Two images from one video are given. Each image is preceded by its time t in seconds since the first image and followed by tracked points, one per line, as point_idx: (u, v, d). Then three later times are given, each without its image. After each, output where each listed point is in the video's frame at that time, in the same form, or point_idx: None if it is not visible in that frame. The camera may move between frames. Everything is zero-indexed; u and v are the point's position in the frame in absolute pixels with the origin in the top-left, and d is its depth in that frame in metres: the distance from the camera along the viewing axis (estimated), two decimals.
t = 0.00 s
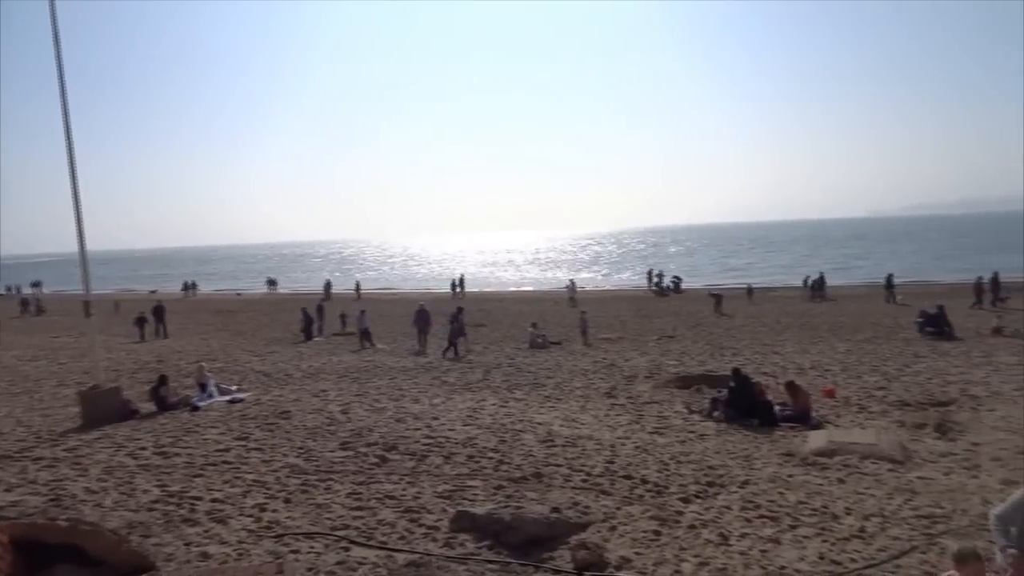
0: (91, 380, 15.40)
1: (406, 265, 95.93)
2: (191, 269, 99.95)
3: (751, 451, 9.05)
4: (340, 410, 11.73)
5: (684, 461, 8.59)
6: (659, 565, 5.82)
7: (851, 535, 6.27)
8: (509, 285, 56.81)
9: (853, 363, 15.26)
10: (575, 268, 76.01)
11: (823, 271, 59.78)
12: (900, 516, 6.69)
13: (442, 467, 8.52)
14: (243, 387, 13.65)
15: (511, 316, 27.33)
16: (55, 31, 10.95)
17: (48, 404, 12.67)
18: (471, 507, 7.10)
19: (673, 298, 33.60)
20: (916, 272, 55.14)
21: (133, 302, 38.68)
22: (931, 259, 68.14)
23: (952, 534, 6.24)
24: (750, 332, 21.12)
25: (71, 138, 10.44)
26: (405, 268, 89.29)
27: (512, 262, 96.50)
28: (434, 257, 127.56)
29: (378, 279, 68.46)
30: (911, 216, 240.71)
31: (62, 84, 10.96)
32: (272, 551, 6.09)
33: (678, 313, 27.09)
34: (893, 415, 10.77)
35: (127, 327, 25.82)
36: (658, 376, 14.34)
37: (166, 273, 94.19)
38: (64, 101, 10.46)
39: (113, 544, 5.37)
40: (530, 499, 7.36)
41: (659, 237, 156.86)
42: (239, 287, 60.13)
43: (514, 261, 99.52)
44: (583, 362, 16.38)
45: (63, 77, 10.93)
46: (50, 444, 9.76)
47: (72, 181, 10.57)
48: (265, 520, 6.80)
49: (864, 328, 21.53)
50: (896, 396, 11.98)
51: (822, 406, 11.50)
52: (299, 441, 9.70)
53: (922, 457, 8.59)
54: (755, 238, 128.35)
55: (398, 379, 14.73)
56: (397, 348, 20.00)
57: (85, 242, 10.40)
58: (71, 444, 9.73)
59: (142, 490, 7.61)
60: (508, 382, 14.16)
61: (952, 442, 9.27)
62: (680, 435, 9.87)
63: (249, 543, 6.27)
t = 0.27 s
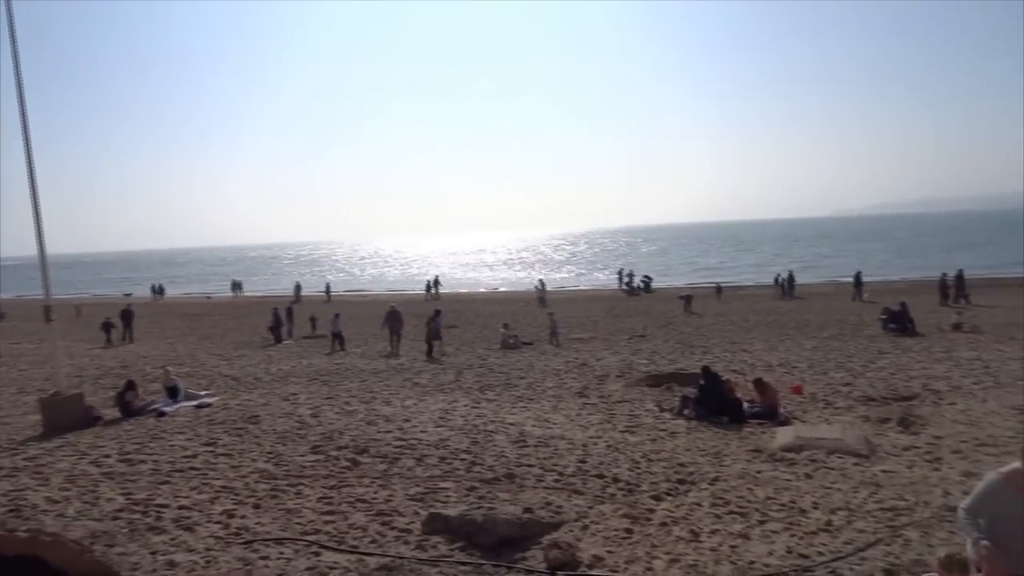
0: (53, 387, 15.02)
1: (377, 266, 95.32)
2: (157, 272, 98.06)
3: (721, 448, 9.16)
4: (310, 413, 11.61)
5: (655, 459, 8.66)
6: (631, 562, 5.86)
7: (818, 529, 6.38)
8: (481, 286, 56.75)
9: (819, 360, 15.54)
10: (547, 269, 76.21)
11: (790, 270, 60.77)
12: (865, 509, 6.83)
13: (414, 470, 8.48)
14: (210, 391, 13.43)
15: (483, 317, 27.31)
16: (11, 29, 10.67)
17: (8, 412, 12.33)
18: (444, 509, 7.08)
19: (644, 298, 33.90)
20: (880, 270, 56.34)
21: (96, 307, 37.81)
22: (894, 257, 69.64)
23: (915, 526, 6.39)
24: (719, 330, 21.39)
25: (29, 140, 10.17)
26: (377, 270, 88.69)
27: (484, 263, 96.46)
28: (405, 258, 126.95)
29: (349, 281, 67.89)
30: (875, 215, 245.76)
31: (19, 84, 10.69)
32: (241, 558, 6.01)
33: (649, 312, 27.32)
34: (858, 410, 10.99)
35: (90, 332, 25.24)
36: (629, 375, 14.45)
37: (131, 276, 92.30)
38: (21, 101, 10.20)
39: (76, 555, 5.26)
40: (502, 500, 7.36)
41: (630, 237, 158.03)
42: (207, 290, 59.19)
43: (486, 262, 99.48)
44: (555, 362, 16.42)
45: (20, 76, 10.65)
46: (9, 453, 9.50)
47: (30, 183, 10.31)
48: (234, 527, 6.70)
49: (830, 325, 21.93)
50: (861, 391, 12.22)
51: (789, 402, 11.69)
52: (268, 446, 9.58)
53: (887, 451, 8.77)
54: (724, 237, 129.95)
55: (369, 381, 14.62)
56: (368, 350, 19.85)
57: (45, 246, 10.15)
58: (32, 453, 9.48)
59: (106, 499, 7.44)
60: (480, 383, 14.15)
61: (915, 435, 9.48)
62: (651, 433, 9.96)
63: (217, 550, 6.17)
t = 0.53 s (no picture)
0: (19, 389, 14.68)
1: (353, 266, 94.69)
2: (127, 272, 96.36)
3: (695, 446, 9.24)
4: (284, 415, 11.49)
5: (631, 458, 8.70)
6: (606, 561, 5.88)
7: (790, 526, 6.46)
8: (458, 286, 56.63)
9: (792, 359, 15.75)
10: (523, 269, 76.33)
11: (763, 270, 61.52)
12: (836, 506, 6.93)
13: (389, 471, 8.44)
14: (182, 394, 13.22)
15: (459, 317, 27.25)
16: None
17: None
18: (420, 510, 7.05)
19: (620, 298, 34.11)
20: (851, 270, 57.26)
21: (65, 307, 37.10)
22: (864, 258, 70.82)
23: (884, 521, 6.50)
24: (694, 330, 21.58)
25: None
26: (352, 270, 88.09)
27: (460, 263, 96.32)
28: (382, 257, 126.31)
29: (324, 282, 67.34)
30: (846, 216, 249.95)
31: None
32: (213, 561, 5.93)
33: (625, 312, 27.49)
34: (829, 408, 11.16)
35: (58, 333, 24.74)
36: (605, 375, 14.51)
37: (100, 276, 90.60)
38: None
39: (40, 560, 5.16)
40: (478, 500, 7.35)
41: (607, 237, 158.82)
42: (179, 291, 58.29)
43: (462, 262, 99.31)
44: (531, 362, 16.43)
45: None
46: None
47: None
48: (206, 530, 6.60)
49: (802, 325, 22.23)
50: (832, 389, 12.41)
51: (763, 401, 11.83)
52: (241, 448, 9.46)
53: (857, 448, 8.92)
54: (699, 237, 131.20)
55: (344, 382, 14.51)
56: (343, 351, 19.70)
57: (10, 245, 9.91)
58: None
59: (73, 503, 7.29)
60: (457, 383, 14.11)
61: (885, 433, 9.65)
62: (627, 433, 10.01)
63: (188, 554, 6.07)
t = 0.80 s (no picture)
0: None
1: (325, 264, 93.81)
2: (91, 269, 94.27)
3: (665, 446, 9.32)
4: (253, 414, 11.34)
5: (601, 458, 8.75)
6: (576, 560, 5.91)
7: (757, 524, 6.55)
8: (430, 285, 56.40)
9: (760, 359, 15.97)
10: (497, 268, 76.36)
11: (734, 271, 62.29)
12: (802, 504, 7.05)
13: (359, 471, 8.38)
14: (147, 393, 12.96)
15: (431, 317, 27.16)
16: None
17: None
18: (390, 510, 7.01)
19: (592, 298, 34.29)
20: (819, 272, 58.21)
21: (26, 304, 36.20)
22: (832, 260, 72.09)
23: (848, 519, 6.62)
24: (664, 330, 21.78)
25: None
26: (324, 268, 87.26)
27: (433, 262, 96.00)
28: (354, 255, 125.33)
29: (295, 280, 66.58)
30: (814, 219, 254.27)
31: None
32: (178, 564, 5.82)
33: (597, 312, 27.63)
34: (796, 408, 11.34)
35: (19, 331, 24.11)
36: (577, 375, 14.58)
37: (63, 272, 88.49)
38: None
39: None
40: (449, 500, 7.33)
41: (580, 238, 159.53)
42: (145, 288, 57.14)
43: (435, 261, 98.96)
44: (504, 362, 16.42)
45: None
46: None
47: None
48: (171, 532, 6.49)
49: (771, 326, 22.55)
50: (798, 390, 12.61)
51: (731, 401, 11.97)
52: (208, 448, 9.31)
53: (822, 447, 9.08)
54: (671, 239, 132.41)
55: (314, 381, 14.37)
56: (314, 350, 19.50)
57: None
58: None
59: (33, 505, 7.11)
60: (428, 383, 14.06)
61: (849, 432, 9.83)
62: (597, 432, 10.07)
63: (152, 556, 5.96)
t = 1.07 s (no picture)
0: None
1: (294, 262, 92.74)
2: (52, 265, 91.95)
3: (634, 445, 9.39)
4: (219, 414, 11.16)
5: (571, 457, 8.79)
6: (545, 559, 5.92)
7: (724, 522, 6.64)
8: (402, 283, 56.09)
9: (728, 358, 16.18)
10: (469, 267, 76.27)
11: (703, 271, 63.01)
12: (768, 501, 7.15)
13: (328, 471, 8.29)
14: (110, 393, 12.68)
15: (403, 315, 27.02)
16: None
17: None
18: (358, 511, 6.95)
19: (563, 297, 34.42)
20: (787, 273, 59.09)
21: None
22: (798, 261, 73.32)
23: (812, 516, 6.74)
24: (635, 330, 21.95)
25: None
26: (294, 266, 86.30)
27: (405, 260, 95.51)
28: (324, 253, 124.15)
29: (264, 277, 65.73)
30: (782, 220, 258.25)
31: None
32: (140, 567, 5.71)
33: (569, 311, 27.75)
34: (763, 407, 11.51)
35: None
36: (547, 374, 14.62)
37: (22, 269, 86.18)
38: None
39: None
40: (418, 500, 7.29)
41: (552, 237, 159.98)
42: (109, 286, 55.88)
43: (407, 259, 98.47)
44: (475, 361, 16.40)
45: None
46: None
47: None
48: (133, 535, 6.36)
49: (739, 325, 22.86)
50: (765, 388, 12.81)
51: (700, 400, 12.11)
52: (172, 449, 9.14)
53: (788, 445, 9.23)
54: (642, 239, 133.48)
55: (283, 380, 14.20)
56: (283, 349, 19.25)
57: None
58: None
59: None
60: (399, 382, 13.97)
61: (814, 430, 10.01)
62: (568, 431, 10.11)
63: (113, 560, 5.84)
